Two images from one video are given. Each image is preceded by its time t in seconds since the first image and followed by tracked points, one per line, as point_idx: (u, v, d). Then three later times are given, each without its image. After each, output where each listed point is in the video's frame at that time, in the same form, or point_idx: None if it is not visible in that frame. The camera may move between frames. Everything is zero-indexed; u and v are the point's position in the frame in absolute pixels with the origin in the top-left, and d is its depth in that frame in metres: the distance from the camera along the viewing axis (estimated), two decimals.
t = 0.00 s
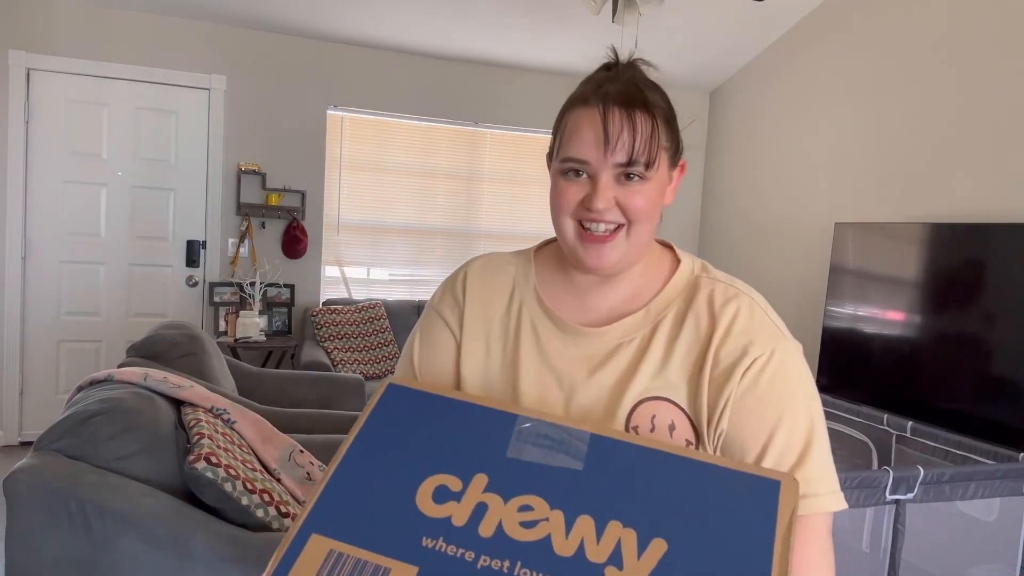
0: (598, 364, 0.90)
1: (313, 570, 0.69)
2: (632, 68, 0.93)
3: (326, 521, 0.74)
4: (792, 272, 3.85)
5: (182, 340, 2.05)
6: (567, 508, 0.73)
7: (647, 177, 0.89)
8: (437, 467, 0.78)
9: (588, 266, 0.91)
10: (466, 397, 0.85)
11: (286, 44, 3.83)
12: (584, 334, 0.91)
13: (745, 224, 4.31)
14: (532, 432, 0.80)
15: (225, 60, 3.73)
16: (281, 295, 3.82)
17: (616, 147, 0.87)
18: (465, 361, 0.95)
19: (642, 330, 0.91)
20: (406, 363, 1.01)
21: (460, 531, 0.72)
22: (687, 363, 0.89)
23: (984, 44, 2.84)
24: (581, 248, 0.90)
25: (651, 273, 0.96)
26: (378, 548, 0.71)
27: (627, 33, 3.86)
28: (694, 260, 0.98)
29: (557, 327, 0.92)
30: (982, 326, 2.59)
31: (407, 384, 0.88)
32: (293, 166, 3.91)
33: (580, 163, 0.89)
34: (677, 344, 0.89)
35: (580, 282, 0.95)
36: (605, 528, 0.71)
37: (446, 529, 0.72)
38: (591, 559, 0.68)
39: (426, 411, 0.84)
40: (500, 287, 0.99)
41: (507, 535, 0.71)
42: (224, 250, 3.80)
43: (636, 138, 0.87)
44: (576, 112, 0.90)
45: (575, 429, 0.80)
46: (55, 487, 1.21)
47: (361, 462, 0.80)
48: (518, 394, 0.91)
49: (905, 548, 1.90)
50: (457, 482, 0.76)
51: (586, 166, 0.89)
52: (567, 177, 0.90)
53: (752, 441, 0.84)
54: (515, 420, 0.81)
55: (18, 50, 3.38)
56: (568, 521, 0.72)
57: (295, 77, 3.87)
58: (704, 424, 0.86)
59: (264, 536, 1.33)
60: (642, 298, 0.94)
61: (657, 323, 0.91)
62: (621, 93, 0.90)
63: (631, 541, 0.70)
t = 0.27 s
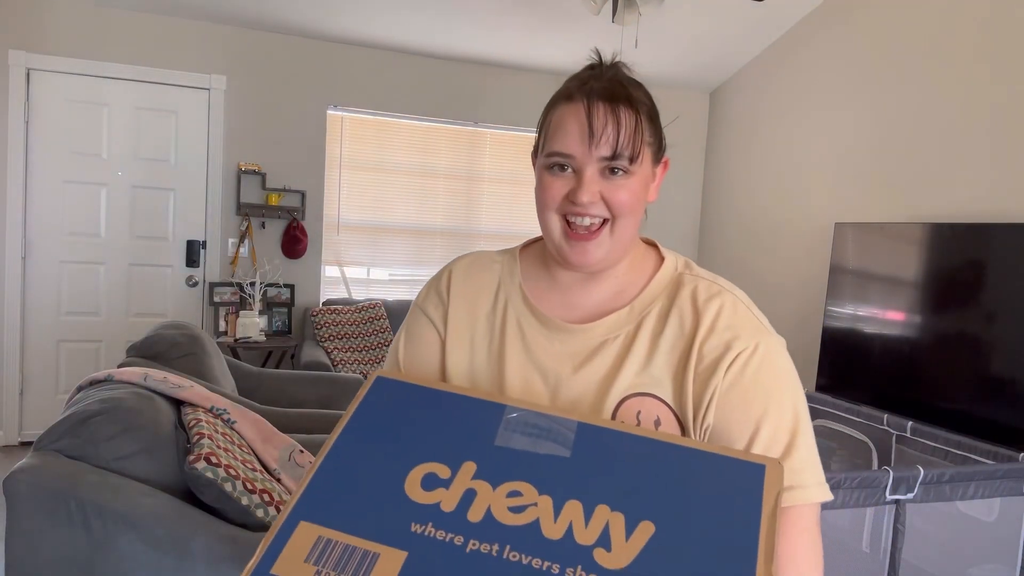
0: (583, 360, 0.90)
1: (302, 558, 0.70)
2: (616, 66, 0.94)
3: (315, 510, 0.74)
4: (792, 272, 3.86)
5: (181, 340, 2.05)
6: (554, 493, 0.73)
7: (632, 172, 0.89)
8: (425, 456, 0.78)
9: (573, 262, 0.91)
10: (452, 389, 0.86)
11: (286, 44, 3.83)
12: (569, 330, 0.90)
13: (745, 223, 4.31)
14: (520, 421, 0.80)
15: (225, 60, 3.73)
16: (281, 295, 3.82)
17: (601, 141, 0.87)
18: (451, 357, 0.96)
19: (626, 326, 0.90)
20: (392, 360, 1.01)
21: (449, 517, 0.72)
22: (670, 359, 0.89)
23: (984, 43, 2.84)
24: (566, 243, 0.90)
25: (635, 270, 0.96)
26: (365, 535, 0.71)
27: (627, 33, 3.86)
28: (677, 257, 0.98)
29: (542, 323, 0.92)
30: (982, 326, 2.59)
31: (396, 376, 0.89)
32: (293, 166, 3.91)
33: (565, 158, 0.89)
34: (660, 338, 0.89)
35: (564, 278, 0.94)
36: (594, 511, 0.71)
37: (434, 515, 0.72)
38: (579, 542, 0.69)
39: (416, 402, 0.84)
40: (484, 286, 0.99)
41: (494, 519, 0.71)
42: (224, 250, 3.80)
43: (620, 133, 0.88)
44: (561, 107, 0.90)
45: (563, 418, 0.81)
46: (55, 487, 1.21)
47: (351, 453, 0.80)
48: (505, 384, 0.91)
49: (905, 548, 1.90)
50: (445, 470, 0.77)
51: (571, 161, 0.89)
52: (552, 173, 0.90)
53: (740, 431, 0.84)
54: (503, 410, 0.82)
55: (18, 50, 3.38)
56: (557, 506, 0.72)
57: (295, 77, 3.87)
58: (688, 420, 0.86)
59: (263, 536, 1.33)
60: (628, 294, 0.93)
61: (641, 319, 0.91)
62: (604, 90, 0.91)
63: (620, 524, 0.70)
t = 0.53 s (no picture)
0: (574, 358, 0.89)
1: (305, 559, 0.69)
2: (604, 67, 0.94)
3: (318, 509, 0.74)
4: (792, 272, 3.86)
5: (181, 340, 2.05)
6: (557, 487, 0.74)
7: (622, 171, 0.90)
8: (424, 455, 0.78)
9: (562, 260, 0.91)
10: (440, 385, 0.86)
11: (286, 44, 3.83)
12: (560, 329, 0.90)
13: (745, 224, 4.31)
14: (518, 416, 0.81)
15: (225, 60, 3.73)
16: (281, 295, 3.82)
17: (593, 140, 0.88)
18: (440, 354, 0.95)
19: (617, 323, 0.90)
20: (378, 359, 1.01)
21: (453, 514, 0.72)
22: (661, 356, 0.89)
23: (984, 43, 2.84)
24: (557, 242, 0.90)
25: (624, 269, 0.96)
26: (369, 532, 0.71)
27: (627, 33, 3.86)
28: (664, 256, 0.98)
29: (534, 321, 0.91)
30: (982, 325, 2.59)
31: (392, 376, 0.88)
32: (293, 166, 3.91)
33: (557, 156, 0.89)
34: (650, 336, 0.89)
35: (553, 277, 0.94)
36: (598, 504, 0.72)
37: (437, 511, 0.72)
38: (585, 533, 0.69)
39: (413, 401, 0.84)
40: (471, 285, 0.98)
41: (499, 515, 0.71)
42: (224, 250, 3.80)
43: (611, 131, 0.88)
44: (552, 105, 0.90)
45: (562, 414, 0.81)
46: (55, 487, 1.21)
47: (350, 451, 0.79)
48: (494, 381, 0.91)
49: (905, 547, 1.90)
50: (446, 467, 0.77)
51: (562, 159, 0.89)
52: (543, 171, 0.90)
53: (735, 426, 0.84)
54: (501, 406, 0.82)
55: (18, 50, 3.38)
56: (562, 499, 0.73)
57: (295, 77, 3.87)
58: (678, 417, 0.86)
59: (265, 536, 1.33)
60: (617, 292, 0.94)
61: (632, 317, 0.91)
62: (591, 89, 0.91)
63: (625, 516, 0.71)
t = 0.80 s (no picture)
0: (581, 361, 0.86)
1: None
2: (574, 65, 0.93)
3: (385, 554, 0.60)
4: (792, 272, 3.86)
5: (181, 340, 2.05)
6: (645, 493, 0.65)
7: (613, 171, 0.88)
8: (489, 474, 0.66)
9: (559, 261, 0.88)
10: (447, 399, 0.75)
11: (286, 44, 3.83)
12: (562, 331, 0.87)
13: (745, 224, 4.31)
14: (572, 424, 0.71)
15: (225, 60, 3.73)
16: (281, 295, 3.82)
17: (587, 139, 0.85)
18: (435, 363, 0.89)
19: (621, 322, 0.89)
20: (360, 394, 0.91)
21: (544, 541, 0.62)
22: (673, 352, 0.87)
23: (984, 43, 2.84)
24: (553, 245, 0.87)
25: (611, 269, 0.94)
26: None
27: (627, 33, 3.86)
28: (647, 251, 0.98)
29: (533, 325, 0.87)
30: (982, 325, 2.59)
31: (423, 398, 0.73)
32: (293, 166, 3.91)
33: (549, 157, 0.85)
34: (656, 330, 0.88)
35: (543, 281, 0.91)
36: (688, 505, 0.64)
37: (527, 542, 0.61)
38: (686, 538, 0.62)
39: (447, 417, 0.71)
40: (457, 295, 0.93)
41: (596, 536, 0.62)
42: (224, 250, 3.80)
43: (601, 130, 0.86)
44: (538, 105, 0.88)
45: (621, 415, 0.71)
46: (55, 487, 1.21)
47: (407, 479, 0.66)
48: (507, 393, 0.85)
49: (906, 546, 1.91)
50: (521, 488, 0.65)
51: (555, 161, 0.86)
52: (535, 173, 0.87)
53: (753, 415, 0.84)
54: (553, 417, 0.71)
55: (18, 50, 3.38)
56: (649, 503, 0.64)
57: (295, 77, 3.87)
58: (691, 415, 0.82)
59: (265, 536, 1.33)
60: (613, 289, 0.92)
61: (632, 313, 0.89)
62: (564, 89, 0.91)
63: (717, 511, 0.64)
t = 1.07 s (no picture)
0: (697, 404, 0.73)
1: None
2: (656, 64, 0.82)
3: None
4: (792, 272, 3.86)
5: (181, 340, 2.04)
6: (897, 554, 0.49)
7: (717, 187, 0.78)
8: (730, 551, 0.47)
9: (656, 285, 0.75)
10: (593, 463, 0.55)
11: (286, 44, 3.84)
12: (665, 366, 0.74)
13: (744, 224, 4.31)
14: (786, 481, 0.53)
15: (224, 60, 3.73)
16: (281, 295, 3.82)
17: (704, 149, 0.75)
18: (531, 414, 0.70)
19: (729, 362, 0.76)
20: (422, 470, 0.68)
21: None
22: (784, 384, 0.76)
23: (984, 43, 2.84)
24: (654, 269, 0.75)
25: (693, 298, 0.82)
26: None
27: (626, 33, 3.86)
28: (717, 278, 0.88)
29: (638, 362, 0.73)
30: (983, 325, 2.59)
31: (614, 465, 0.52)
32: (293, 166, 3.91)
33: (659, 168, 0.74)
34: (770, 360, 0.76)
35: (628, 310, 0.78)
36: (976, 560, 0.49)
37: None
38: None
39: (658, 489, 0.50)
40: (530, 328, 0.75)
41: None
42: (224, 250, 3.80)
43: (712, 141, 0.76)
44: (634, 104, 0.76)
45: (823, 465, 0.56)
46: (55, 487, 1.21)
47: (639, 553, 0.45)
48: (632, 447, 0.68)
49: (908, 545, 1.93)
50: (779, 567, 0.46)
51: (664, 172, 0.74)
52: (642, 185, 0.74)
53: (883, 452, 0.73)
54: (757, 474, 0.53)
55: (18, 50, 3.38)
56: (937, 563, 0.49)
57: (295, 77, 3.87)
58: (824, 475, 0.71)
59: (265, 535, 1.33)
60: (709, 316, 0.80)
61: (734, 346, 0.78)
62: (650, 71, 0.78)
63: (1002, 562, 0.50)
